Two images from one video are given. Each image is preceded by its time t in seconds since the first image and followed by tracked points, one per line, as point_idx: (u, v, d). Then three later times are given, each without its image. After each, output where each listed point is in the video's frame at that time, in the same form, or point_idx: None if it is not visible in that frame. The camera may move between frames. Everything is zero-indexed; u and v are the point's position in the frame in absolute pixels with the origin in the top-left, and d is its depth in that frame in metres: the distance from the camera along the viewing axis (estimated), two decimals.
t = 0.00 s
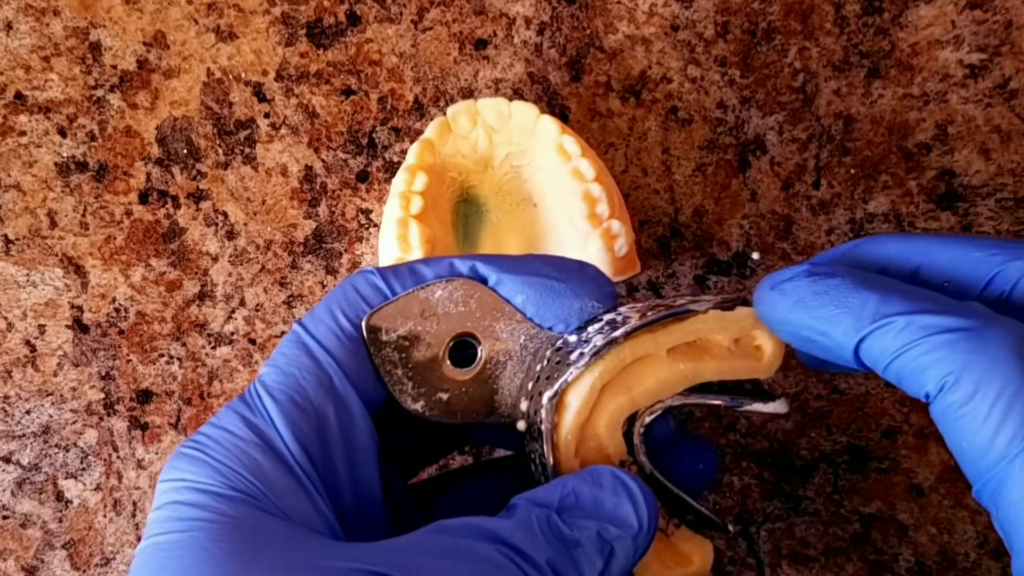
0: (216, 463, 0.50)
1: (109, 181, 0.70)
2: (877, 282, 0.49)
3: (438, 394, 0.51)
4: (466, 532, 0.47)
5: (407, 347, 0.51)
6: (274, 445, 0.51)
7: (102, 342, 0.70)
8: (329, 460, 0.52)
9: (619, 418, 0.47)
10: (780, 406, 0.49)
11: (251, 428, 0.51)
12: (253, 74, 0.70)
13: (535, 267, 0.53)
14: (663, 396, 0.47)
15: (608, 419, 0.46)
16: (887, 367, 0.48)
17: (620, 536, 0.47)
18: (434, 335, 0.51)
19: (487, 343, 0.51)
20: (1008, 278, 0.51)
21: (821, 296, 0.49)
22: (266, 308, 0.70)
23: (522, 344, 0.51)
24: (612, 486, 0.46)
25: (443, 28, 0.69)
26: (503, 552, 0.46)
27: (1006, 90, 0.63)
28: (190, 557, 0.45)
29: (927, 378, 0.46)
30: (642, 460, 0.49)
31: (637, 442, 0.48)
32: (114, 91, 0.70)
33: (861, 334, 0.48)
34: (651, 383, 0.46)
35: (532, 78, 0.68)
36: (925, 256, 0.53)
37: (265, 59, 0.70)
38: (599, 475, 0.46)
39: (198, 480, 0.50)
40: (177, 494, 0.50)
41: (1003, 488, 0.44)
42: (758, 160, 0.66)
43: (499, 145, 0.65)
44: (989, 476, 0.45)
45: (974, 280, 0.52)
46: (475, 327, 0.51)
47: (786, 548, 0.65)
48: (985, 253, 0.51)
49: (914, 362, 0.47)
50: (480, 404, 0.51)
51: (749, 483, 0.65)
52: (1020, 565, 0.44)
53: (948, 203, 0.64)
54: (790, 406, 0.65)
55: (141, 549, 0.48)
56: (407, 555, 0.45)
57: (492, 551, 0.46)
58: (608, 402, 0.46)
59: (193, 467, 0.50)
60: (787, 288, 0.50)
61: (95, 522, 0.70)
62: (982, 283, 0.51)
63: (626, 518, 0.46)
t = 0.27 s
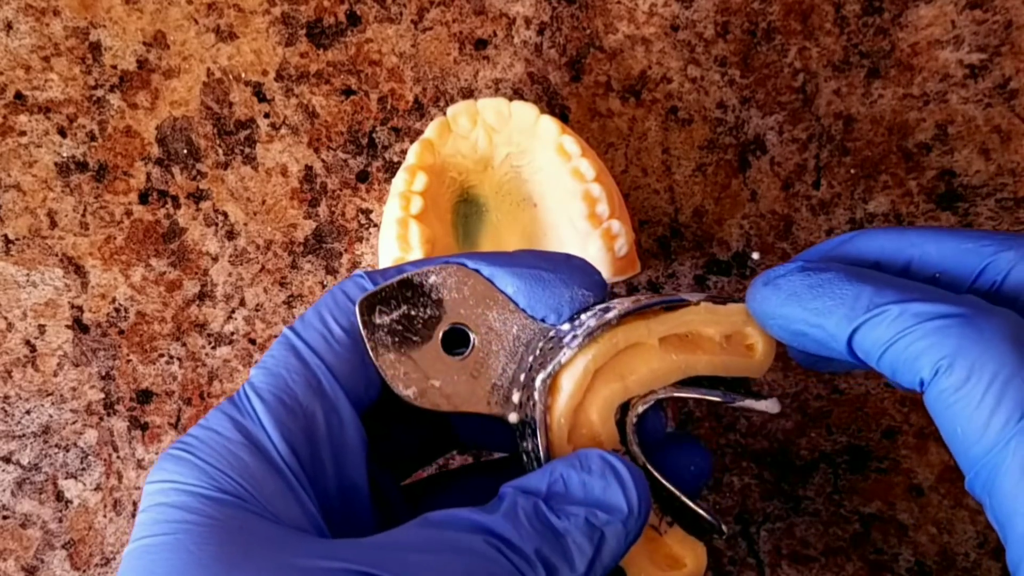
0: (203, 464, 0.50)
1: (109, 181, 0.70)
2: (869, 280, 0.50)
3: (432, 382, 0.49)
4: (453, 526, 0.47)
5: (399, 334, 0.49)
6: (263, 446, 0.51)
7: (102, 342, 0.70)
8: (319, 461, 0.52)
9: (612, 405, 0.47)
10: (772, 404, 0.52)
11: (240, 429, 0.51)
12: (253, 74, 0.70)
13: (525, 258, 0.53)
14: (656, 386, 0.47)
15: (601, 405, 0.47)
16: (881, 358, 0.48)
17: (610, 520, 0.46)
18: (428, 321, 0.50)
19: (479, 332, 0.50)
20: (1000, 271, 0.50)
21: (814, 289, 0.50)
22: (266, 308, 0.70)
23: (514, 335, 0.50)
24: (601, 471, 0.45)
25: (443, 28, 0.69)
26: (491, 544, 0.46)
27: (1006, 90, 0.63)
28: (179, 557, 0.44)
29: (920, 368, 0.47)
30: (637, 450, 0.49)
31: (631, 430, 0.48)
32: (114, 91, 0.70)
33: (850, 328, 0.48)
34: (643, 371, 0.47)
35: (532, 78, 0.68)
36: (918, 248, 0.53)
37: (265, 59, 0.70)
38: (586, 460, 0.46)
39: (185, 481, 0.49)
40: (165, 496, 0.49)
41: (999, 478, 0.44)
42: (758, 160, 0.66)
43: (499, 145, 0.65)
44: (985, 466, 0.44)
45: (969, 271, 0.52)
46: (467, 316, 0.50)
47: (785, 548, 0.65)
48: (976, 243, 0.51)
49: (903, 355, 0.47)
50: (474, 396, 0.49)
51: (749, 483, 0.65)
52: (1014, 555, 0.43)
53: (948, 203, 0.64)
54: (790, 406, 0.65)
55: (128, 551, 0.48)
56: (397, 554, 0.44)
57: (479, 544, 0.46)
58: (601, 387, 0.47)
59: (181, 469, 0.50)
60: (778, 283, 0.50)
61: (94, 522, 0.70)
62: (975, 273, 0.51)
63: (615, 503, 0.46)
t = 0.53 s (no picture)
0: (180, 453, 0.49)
1: (109, 181, 0.70)
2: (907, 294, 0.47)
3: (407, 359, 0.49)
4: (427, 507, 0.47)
5: (374, 311, 0.50)
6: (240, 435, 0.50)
7: (102, 342, 0.70)
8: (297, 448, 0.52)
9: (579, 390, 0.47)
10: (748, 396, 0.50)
11: (217, 419, 0.51)
12: (253, 74, 0.70)
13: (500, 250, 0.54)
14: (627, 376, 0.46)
15: (568, 388, 0.47)
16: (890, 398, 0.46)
17: (585, 492, 0.46)
18: (404, 300, 0.50)
19: (456, 314, 0.50)
20: None
21: (835, 290, 0.48)
22: (266, 308, 0.69)
23: (491, 317, 0.50)
24: (572, 445, 0.46)
25: (443, 28, 0.69)
26: (465, 522, 0.46)
27: (1006, 90, 0.63)
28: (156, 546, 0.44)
29: (945, 423, 0.44)
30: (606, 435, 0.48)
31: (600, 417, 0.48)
32: (114, 91, 0.70)
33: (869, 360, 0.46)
34: (612, 360, 0.46)
35: (532, 78, 0.68)
36: (966, 261, 0.50)
37: (265, 59, 0.70)
38: (557, 437, 0.46)
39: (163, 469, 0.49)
40: (140, 485, 0.49)
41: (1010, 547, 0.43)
42: (758, 160, 0.66)
43: (499, 145, 0.65)
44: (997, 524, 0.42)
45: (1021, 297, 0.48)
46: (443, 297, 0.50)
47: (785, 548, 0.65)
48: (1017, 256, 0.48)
49: (926, 403, 0.44)
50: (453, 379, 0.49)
51: (749, 483, 0.65)
52: None
53: (949, 203, 0.64)
54: (790, 406, 0.65)
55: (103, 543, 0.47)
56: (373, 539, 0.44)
57: (452, 522, 0.46)
58: (570, 370, 0.46)
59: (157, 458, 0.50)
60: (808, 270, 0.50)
61: (94, 523, 0.70)
62: None
63: (587, 475, 0.46)
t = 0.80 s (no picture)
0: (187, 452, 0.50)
1: (109, 181, 0.70)
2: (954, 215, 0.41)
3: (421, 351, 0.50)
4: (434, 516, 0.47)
5: (393, 303, 0.51)
6: (248, 437, 0.51)
7: (102, 342, 0.70)
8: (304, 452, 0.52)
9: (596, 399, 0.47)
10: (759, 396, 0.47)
11: (226, 419, 0.51)
12: (253, 74, 0.70)
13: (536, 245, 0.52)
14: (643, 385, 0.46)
15: (585, 398, 0.47)
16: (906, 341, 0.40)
17: (590, 513, 0.47)
18: (423, 293, 0.50)
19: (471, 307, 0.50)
20: None
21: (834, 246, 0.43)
22: (266, 308, 0.69)
23: (509, 311, 0.49)
24: (581, 462, 0.46)
25: (443, 28, 0.69)
26: (472, 535, 0.46)
27: (1006, 90, 0.63)
28: (158, 545, 0.44)
29: (953, 359, 0.39)
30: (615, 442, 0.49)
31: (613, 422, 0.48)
32: (114, 91, 0.70)
33: (876, 299, 0.41)
34: (629, 371, 0.45)
35: (532, 78, 0.68)
36: (979, 193, 0.40)
37: (265, 59, 0.70)
38: (568, 453, 0.46)
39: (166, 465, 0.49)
40: (144, 483, 0.49)
41: None
42: (758, 160, 0.66)
43: (499, 145, 0.65)
44: (1012, 469, 0.38)
45: None
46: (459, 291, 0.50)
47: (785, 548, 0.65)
48: None
49: (937, 341, 0.39)
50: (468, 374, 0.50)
51: (749, 483, 0.65)
52: None
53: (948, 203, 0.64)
54: (790, 406, 0.65)
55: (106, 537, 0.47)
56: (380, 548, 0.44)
57: (461, 535, 0.46)
58: (587, 382, 0.46)
59: (164, 455, 0.50)
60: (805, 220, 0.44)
61: (94, 522, 0.70)
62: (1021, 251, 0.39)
63: (594, 494, 0.46)
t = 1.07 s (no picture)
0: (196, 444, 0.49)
1: (109, 181, 0.70)
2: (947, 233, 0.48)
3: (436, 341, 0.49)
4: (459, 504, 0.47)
5: (403, 294, 0.49)
6: (257, 426, 0.50)
7: (102, 342, 0.70)
8: (313, 440, 0.51)
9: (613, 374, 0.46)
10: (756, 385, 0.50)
11: (234, 408, 0.51)
12: (253, 74, 0.70)
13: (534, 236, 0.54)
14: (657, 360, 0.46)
15: (603, 372, 0.46)
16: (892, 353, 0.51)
17: (626, 499, 0.45)
18: (429, 282, 0.49)
19: (481, 298, 0.50)
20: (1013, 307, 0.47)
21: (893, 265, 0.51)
22: (266, 308, 0.69)
23: (514, 303, 0.50)
24: (616, 446, 0.44)
25: (443, 28, 0.69)
26: (496, 523, 0.46)
27: (1006, 90, 0.63)
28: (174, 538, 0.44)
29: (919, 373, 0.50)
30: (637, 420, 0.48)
31: (631, 401, 0.47)
32: (114, 91, 0.70)
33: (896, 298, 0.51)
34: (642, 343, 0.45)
35: (532, 78, 0.68)
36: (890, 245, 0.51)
37: (265, 59, 0.70)
38: (601, 435, 0.44)
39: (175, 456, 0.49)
40: (154, 473, 0.49)
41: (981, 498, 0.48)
42: (758, 160, 0.66)
43: (499, 145, 0.64)
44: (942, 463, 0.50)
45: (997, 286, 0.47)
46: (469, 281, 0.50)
47: (784, 548, 0.65)
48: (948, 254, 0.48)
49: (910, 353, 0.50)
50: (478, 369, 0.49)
51: (749, 483, 0.65)
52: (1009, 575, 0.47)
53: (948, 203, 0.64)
54: (790, 406, 0.65)
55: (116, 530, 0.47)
56: (396, 538, 0.44)
57: (485, 523, 0.46)
58: (604, 354, 0.46)
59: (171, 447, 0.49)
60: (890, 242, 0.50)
61: (94, 523, 0.70)
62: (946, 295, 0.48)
63: (630, 481, 0.45)
